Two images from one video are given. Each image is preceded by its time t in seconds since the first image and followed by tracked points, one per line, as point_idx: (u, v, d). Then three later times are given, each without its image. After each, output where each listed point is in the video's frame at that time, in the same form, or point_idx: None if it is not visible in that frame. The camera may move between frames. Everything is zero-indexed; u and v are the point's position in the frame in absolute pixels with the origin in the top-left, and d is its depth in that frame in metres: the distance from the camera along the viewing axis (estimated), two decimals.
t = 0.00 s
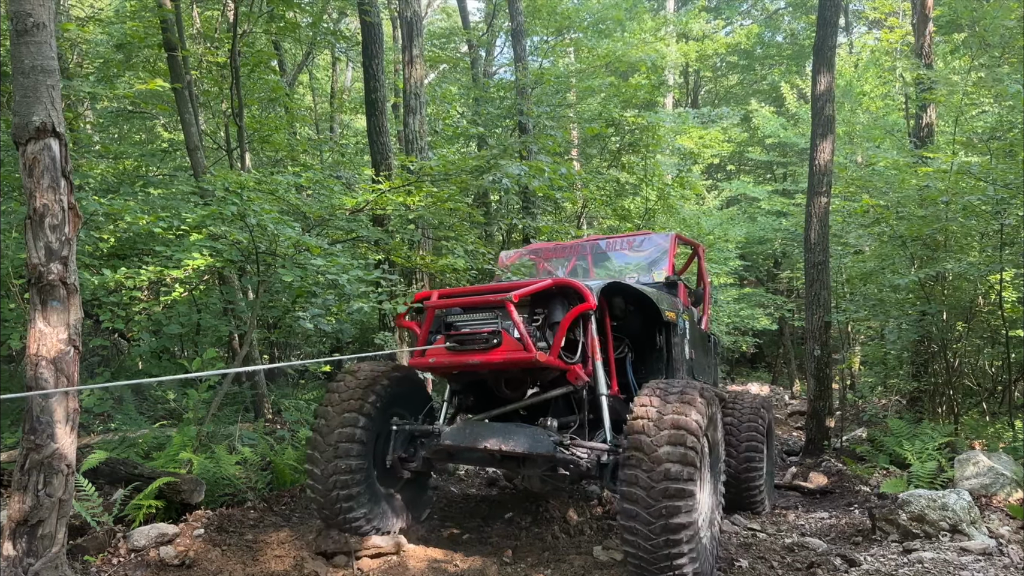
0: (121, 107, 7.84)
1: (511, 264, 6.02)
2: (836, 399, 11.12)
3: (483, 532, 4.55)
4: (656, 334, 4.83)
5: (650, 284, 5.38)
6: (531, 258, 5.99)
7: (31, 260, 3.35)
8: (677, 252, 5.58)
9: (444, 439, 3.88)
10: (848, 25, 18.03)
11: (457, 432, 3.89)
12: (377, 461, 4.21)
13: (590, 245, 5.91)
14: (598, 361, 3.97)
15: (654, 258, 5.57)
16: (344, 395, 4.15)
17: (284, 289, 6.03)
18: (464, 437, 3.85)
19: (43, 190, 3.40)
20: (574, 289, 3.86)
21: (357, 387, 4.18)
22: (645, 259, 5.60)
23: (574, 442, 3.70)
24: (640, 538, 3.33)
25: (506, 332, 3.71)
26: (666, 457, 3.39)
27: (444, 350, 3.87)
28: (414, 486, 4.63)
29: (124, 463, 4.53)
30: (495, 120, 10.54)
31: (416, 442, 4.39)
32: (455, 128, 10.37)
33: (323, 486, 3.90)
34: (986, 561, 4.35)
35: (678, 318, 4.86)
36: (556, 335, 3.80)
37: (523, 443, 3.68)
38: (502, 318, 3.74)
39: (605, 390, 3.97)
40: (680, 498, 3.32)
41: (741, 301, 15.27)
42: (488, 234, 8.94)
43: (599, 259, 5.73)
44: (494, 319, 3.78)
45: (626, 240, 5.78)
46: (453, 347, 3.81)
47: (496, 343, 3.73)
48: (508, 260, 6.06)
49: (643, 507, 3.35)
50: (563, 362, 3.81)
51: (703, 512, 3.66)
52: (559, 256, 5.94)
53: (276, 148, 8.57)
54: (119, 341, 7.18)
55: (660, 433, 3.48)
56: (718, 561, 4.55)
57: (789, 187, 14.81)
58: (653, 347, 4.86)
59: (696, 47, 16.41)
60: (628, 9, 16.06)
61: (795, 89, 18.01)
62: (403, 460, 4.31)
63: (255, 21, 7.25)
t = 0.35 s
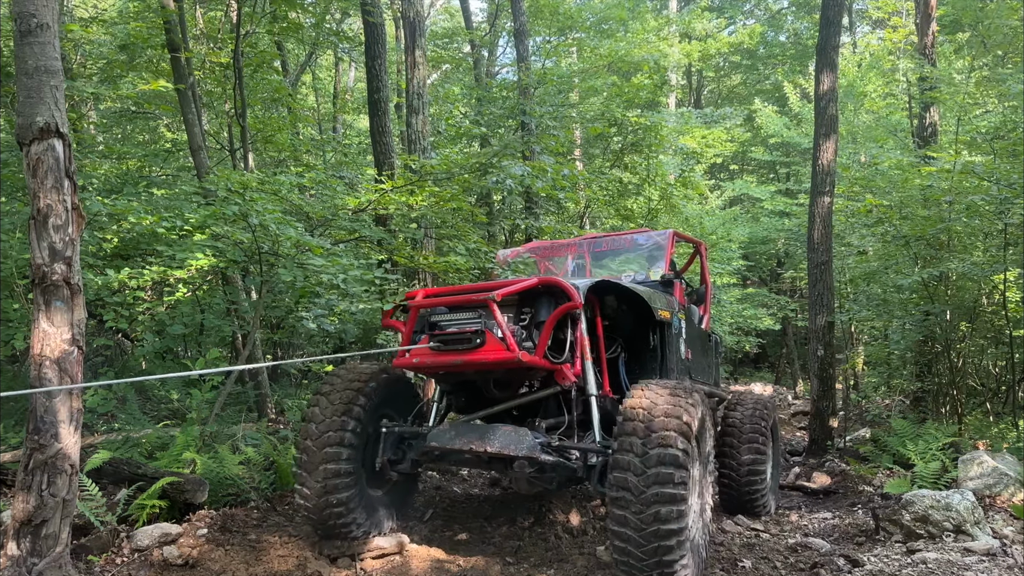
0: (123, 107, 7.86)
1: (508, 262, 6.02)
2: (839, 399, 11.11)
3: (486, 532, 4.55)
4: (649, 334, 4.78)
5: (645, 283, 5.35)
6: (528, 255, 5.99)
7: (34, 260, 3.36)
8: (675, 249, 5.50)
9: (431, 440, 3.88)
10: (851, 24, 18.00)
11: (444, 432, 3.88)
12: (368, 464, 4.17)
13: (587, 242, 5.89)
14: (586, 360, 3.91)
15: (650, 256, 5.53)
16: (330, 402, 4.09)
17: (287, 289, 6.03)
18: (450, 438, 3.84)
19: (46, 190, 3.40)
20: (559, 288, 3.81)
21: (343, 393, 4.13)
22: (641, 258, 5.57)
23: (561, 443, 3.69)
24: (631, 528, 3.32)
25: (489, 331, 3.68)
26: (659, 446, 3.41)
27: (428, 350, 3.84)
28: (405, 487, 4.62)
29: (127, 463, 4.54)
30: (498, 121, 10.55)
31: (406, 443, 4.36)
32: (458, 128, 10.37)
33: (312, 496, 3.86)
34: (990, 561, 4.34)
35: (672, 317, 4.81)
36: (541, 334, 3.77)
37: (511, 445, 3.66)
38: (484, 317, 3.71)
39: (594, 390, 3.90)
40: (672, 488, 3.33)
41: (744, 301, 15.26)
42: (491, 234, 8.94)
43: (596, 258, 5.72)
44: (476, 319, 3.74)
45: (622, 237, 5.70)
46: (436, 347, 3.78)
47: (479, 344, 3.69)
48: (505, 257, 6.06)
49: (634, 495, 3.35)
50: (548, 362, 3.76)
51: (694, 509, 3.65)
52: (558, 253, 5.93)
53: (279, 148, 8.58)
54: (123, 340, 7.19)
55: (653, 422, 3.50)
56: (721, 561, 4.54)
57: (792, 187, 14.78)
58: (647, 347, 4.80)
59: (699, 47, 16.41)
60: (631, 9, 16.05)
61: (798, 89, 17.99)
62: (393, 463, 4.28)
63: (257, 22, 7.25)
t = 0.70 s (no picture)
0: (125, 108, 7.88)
1: (505, 262, 6.01)
2: (842, 399, 11.09)
3: (488, 532, 4.55)
4: (644, 335, 4.69)
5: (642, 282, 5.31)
6: (526, 255, 5.97)
7: (37, 260, 3.36)
8: (672, 247, 5.58)
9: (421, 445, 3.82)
10: (854, 24, 17.98)
11: (433, 436, 3.82)
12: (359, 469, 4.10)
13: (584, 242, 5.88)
14: (579, 363, 3.80)
15: (647, 256, 5.56)
16: (324, 405, 4.04)
17: (289, 289, 6.03)
18: (440, 442, 3.79)
19: (49, 190, 3.41)
20: (549, 290, 3.77)
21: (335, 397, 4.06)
22: (639, 258, 5.59)
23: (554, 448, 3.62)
24: (628, 531, 3.31)
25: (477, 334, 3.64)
26: (654, 467, 3.37)
27: (416, 354, 3.79)
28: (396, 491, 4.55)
29: (130, 463, 4.55)
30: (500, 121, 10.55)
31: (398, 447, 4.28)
32: (460, 129, 10.38)
33: (305, 498, 3.80)
34: (992, 561, 4.34)
35: (668, 318, 4.70)
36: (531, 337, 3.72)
37: (501, 449, 3.64)
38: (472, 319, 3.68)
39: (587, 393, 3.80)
40: (669, 508, 3.31)
41: (746, 301, 15.25)
42: (493, 234, 8.94)
43: (594, 258, 5.72)
44: (465, 322, 3.70)
45: (619, 238, 5.74)
46: (424, 350, 3.73)
47: (467, 347, 3.64)
48: (503, 257, 6.04)
49: (632, 517, 3.32)
50: (538, 366, 3.70)
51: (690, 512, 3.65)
52: (553, 254, 5.92)
53: (281, 148, 8.59)
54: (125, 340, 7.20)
55: (647, 442, 3.44)
56: (723, 561, 4.54)
57: (794, 187, 14.76)
58: (642, 349, 4.71)
59: (701, 47, 16.40)
60: (633, 9, 16.05)
61: (801, 89, 17.97)
62: (384, 468, 4.21)
63: (259, 22, 7.26)
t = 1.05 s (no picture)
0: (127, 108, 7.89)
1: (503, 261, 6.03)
2: (844, 400, 11.09)
3: (490, 532, 4.55)
4: (640, 333, 4.66)
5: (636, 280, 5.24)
6: (523, 254, 5.99)
7: (39, 260, 3.37)
8: (669, 246, 5.46)
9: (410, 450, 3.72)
10: (855, 24, 17.98)
11: (425, 439, 3.76)
12: (357, 474, 4.06)
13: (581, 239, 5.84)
14: (572, 362, 3.78)
15: (644, 254, 5.46)
16: (321, 410, 4.02)
17: (291, 289, 6.03)
18: (430, 444, 3.71)
19: (51, 190, 3.41)
20: (538, 288, 3.72)
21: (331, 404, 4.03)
22: (635, 255, 5.50)
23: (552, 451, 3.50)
24: (637, 530, 3.24)
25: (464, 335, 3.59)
26: (665, 465, 3.34)
27: (404, 355, 3.76)
28: (388, 495, 4.49)
29: (132, 463, 4.55)
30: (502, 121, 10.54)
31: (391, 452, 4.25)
32: (461, 129, 10.39)
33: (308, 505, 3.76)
34: (994, 561, 4.34)
35: (664, 316, 4.66)
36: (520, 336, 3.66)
37: (491, 451, 3.51)
38: (460, 320, 3.64)
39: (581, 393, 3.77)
40: (677, 505, 3.30)
41: (747, 301, 15.25)
42: (495, 234, 8.95)
43: (589, 256, 5.68)
44: (453, 322, 3.66)
45: (615, 235, 5.67)
46: (412, 351, 3.71)
47: (455, 348, 3.61)
48: (500, 256, 6.06)
49: (640, 515, 3.26)
50: (528, 366, 3.67)
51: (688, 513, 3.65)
52: (550, 252, 5.93)
53: (283, 148, 8.60)
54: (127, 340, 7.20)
55: (657, 440, 3.41)
56: (724, 561, 4.54)
57: (795, 187, 14.75)
58: (639, 347, 4.69)
59: (702, 47, 16.40)
60: (634, 9, 16.04)
61: (802, 89, 17.96)
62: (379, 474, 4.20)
63: (261, 22, 7.27)
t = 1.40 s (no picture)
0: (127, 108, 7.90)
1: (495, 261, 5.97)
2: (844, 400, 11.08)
3: (490, 533, 4.55)
4: (638, 332, 4.59)
5: (633, 278, 5.20)
6: (515, 254, 5.94)
7: (39, 260, 3.37)
8: (664, 243, 5.43)
9: (405, 458, 3.56)
10: (856, 24, 17.98)
11: (420, 446, 3.57)
12: (355, 484, 3.97)
13: (574, 237, 5.80)
14: (570, 364, 3.73)
15: (640, 251, 5.43)
16: (320, 417, 3.93)
17: (292, 289, 6.02)
18: (425, 453, 3.53)
19: (51, 190, 3.41)
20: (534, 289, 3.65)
21: (329, 413, 3.95)
22: (631, 253, 5.49)
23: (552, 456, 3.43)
24: (654, 528, 3.18)
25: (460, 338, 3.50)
26: (680, 462, 3.32)
27: (398, 360, 3.66)
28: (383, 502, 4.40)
29: (132, 463, 4.55)
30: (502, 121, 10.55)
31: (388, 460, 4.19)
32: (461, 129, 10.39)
33: (305, 513, 3.68)
34: (995, 562, 4.34)
35: (662, 314, 4.62)
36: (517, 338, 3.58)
37: (489, 457, 3.34)
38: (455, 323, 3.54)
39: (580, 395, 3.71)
40: (692, 502, 3.27)
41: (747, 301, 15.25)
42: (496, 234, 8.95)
43: (584, 255, 5.65)
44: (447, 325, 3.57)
45: (609, 232, 5.65)
46: (406, 356, 3.60)
47: (451, 352, 3.51)
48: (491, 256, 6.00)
49: (656, 512, 3.20)
50: (526, 369, 3.58)
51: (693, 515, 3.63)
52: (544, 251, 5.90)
53: (283, 149, 8.61)
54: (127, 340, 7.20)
55: (671, 438, 3.38)
56: (724, 561, 4.54)
57: (795, 188, 14.75)
58: (637, 347, 4.62)
59: (703, 47, 16.39)
60: (635, 9, 16.04)
61: (803, 89, 17.95)
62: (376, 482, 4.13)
63: (262, 23, 7.27)
